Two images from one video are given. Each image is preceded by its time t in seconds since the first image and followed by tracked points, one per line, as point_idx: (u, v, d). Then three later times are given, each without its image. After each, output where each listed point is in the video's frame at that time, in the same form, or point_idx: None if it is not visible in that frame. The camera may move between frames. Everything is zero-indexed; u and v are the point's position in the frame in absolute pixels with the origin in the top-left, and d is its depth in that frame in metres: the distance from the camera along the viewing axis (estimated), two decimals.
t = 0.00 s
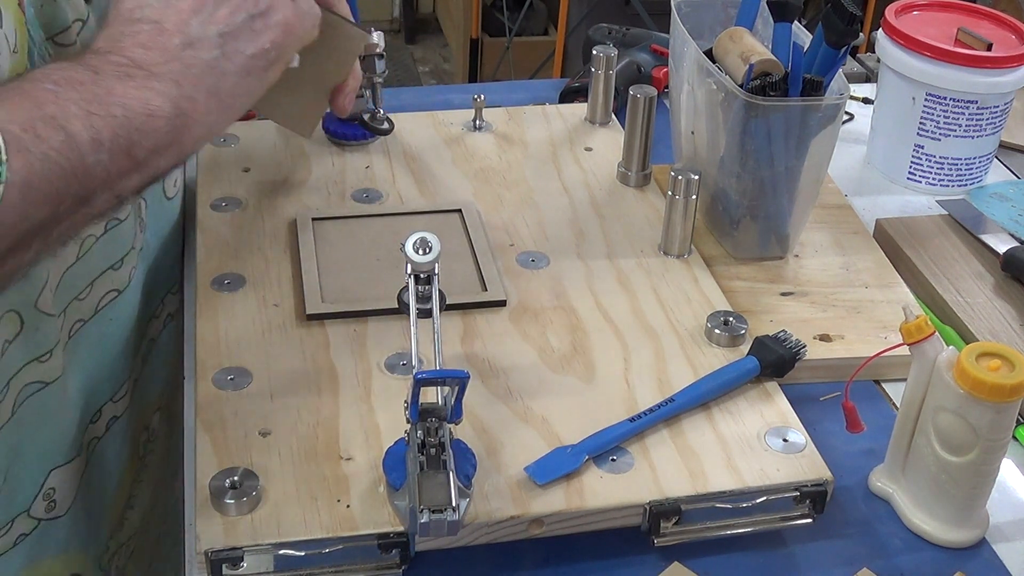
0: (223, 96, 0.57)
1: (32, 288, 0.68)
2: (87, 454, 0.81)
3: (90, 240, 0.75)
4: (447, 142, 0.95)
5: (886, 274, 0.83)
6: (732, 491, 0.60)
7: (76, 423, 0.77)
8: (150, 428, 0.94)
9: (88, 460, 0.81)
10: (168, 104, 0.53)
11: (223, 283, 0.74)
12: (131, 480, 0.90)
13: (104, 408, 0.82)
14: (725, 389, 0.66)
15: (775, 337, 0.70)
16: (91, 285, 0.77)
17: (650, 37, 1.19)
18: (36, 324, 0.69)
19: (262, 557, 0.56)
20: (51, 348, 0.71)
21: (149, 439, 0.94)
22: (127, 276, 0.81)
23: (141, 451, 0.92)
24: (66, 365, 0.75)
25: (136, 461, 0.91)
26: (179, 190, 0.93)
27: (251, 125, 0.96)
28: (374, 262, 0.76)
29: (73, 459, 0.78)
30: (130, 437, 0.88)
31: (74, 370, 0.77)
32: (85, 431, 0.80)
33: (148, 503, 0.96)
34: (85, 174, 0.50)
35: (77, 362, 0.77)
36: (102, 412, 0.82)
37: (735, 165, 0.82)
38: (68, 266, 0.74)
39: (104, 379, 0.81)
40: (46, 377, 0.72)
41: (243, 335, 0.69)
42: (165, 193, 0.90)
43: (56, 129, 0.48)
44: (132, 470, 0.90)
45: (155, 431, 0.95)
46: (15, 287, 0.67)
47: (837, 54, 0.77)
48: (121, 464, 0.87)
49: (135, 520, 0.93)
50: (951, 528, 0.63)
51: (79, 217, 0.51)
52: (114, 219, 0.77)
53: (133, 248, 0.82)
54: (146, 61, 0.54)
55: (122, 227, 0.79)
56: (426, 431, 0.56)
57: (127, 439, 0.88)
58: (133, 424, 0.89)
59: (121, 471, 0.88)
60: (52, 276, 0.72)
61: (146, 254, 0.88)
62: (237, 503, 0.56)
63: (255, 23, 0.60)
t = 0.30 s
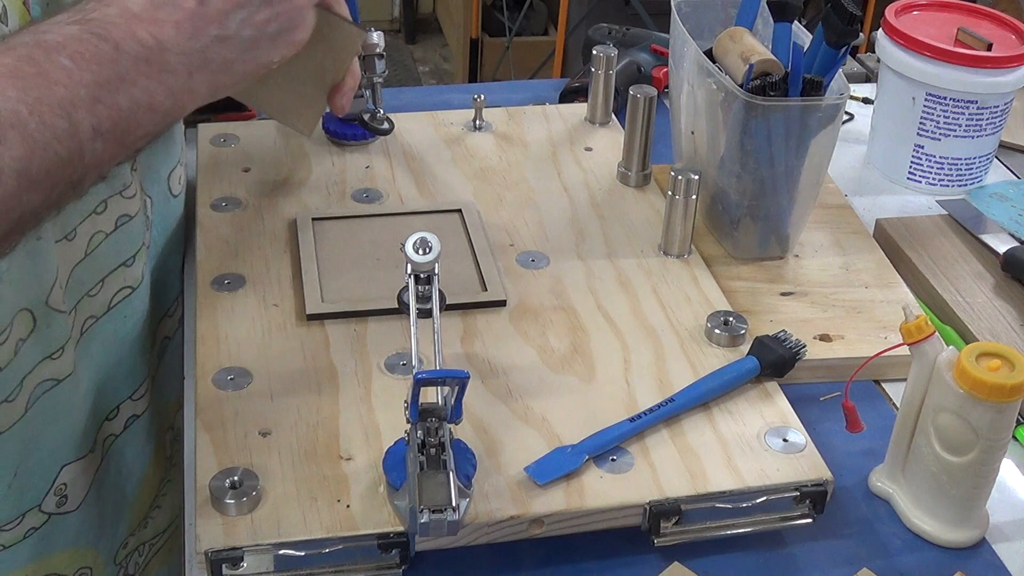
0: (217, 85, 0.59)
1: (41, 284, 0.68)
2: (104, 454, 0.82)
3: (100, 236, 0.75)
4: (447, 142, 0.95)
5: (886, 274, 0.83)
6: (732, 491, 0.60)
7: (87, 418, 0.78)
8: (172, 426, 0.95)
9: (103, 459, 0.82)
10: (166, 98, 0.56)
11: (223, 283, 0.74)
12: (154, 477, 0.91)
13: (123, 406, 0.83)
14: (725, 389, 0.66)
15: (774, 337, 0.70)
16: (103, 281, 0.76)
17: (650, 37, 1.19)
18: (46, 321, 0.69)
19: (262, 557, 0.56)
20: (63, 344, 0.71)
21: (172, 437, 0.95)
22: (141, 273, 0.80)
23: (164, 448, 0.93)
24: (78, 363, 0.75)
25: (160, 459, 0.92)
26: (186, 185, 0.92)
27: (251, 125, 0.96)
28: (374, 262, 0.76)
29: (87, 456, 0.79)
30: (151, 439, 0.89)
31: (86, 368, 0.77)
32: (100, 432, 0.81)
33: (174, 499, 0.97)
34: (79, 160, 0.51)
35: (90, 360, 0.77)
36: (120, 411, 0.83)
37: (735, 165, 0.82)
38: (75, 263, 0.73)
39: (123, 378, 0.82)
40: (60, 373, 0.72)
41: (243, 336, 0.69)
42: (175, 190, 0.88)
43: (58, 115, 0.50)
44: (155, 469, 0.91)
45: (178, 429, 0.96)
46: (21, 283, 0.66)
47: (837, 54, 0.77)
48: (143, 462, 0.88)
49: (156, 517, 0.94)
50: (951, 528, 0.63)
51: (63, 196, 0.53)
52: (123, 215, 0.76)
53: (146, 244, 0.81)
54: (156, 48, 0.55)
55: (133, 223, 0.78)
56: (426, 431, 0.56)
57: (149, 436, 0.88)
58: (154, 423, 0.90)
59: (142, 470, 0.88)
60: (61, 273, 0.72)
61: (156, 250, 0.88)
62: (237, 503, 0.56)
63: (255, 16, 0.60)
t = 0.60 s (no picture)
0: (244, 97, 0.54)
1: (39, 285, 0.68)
2: (100, 456, 0.82)
3: (100, 237, 0.74)
4: (447, 143, 0.95)
5: (886, 274, 0.83)
6: (732, 491, 0.60)
7: (82, 420, 0.78)
8: (169, 429, 0.95)
9: (100, 462, 0.82)
10: (180, 105, 0.51)
11: (223, 283, 0.74)
12: (149, 480, 0.92)
13: (119, 409, 0.83)
14: (725, 389, 0.66)
15: (775, 337, 0.70)
16: (101, 283, 0.76)
17: (650, 37, 1.19)
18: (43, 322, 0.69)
19: (262, 558, 0.56)
20: (58, 345, 0.71)
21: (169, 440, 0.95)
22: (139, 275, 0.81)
23: (159, 451, 0.94)
24: (73, 364, 0.75)
25: (155, 462, 0.93)
26: (187, 187, 0.92)
27: (251, 125, 0.96)
28: (374, 262, 0.76)
29: (82, 459, 0.79)
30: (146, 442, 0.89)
31: (82, 371, 0.77)
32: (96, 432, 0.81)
33: (169, 501, 0.97)
34: (100, 173, 0.48)
35: (87, 361, 0.77)
36: (117, 414, 0.83)
37: (735, 165, 0.82)
38: (76, 264, 0.73)
39: (119, 381, 0.82)
40: (54, 374, 0.71)
41: (243, 335, 0.69)
42: (174, 192, 0.88)
43: (72, 126, 0.47)
44: (150, 472, 0.92)
45: (175, 432, 0.96)
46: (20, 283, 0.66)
47: (837, 54, 0.77)
48: (138, 465, 0.88)
49: (151, 519, 0.94)
50: (952, 528, 0.63)
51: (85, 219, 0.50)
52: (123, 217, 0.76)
53: (144, 246, 0.81)
54: (158, 64, 0.51)
55: (131, 225, 0.78)
56: (426, 431, 0.56)
57: (145, 439, 0.89)
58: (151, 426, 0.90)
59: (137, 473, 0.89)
60: (61, 274, 0.71)
61: (159, 252, 0.88)
62: (237, 503, 0.56)
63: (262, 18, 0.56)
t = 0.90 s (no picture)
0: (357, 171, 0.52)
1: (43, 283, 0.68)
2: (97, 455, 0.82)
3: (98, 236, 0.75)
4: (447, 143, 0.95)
5: (886, 274, 0.83)
6: (732, 491, 0.60)
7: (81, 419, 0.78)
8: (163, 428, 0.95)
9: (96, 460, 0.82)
10: (292, 166, 0.49)
11: (223, 283, 0.74)
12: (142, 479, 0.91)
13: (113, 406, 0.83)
14: (725, 390, 0.66)
15: (775, 337, 0.70)
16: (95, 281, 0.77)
17: (649, 36, 1.19)
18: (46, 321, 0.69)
19: (262, 558, 0.56)
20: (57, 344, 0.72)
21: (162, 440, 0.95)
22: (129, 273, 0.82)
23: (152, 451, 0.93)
24: (73, 362, 0.75)
25: (147, 461, 0.92)
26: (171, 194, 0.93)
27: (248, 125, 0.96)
28: (374, 262, 0.76)
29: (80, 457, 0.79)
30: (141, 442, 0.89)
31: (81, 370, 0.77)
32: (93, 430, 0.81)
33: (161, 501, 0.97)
34: (193, 221, 0.47)
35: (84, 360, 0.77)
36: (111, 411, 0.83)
37: (735, 165, 0.82)
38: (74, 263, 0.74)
39: (112, 379, 0.83)
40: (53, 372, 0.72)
41: (243, 335, 0.69)
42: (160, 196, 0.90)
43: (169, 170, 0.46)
44: (143, 471, 0.91)
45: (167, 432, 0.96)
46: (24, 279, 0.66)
47: (837, 54, 0.77)
48: (132, 463, 0.88)
49: (144, 520, 0.94)
50: (951, 528, 0.63)
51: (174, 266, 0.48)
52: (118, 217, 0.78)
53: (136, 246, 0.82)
54: (284, 124, 0.50)
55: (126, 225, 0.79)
56: (426, 431, 0.56)
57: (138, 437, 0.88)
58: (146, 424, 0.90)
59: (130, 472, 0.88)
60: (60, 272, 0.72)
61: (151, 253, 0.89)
62: (237, 503, 0.56)
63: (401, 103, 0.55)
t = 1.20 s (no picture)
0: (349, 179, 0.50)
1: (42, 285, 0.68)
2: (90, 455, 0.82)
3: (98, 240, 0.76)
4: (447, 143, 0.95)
5: (886, 274, 0.83)
6: (732, 491, 0.60)
7: (75, 419, 0.78)
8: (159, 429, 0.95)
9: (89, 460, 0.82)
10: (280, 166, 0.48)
11: (223, 283, 0.74)
12: (137, 480, 0.91)
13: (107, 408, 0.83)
14: (725, 390, 0.66)
15: (775, 337, 0.70)
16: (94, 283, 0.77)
17: (649, 36, 1.19)
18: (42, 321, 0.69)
19: (262, 558, 0.56)
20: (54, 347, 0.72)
21: (158, 442, 0.95)
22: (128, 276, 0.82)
23: (148, 452, 0.93)
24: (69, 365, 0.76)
25: (143, 462, 0.92)
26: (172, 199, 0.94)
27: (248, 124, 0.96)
28: (374, 262, 0.76)
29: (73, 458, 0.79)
30: (138, 443, 0.89)
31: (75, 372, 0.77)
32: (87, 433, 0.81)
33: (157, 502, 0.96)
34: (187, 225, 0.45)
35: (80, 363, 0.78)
36: (105, 413, 0.83)
37: (735, 165, 0.82)
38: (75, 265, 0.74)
39: (108, 382, 0.83)
40: (50, 375, 0.72)
41: (243, 336, 0.69)
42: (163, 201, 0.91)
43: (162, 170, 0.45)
44: (138, 472, 0.91)
45: (164, 432, 0.96)
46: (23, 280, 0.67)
47: (837, 54, 0.77)
48: (126, 463, 0.88)
49: (139, 520, 0.93)
50: (951, 528, 0.63)
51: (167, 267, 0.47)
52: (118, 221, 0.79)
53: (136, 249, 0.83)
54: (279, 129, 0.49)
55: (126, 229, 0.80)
56: (426, 431, 0.56)
57: (134, 437, 0.88)
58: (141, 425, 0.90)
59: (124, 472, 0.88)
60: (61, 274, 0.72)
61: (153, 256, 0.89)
62: (237, 503, 0.56)
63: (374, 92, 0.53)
